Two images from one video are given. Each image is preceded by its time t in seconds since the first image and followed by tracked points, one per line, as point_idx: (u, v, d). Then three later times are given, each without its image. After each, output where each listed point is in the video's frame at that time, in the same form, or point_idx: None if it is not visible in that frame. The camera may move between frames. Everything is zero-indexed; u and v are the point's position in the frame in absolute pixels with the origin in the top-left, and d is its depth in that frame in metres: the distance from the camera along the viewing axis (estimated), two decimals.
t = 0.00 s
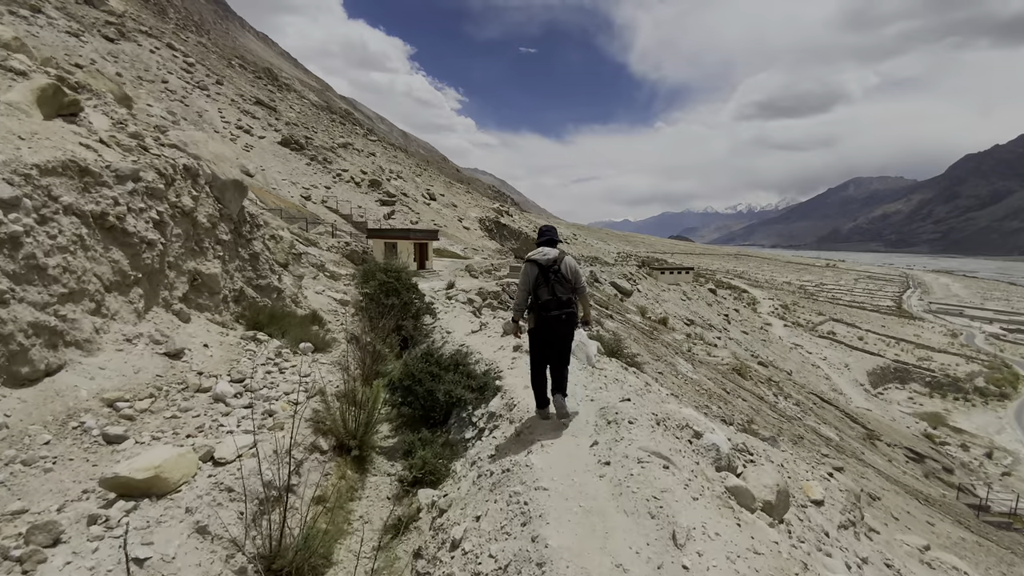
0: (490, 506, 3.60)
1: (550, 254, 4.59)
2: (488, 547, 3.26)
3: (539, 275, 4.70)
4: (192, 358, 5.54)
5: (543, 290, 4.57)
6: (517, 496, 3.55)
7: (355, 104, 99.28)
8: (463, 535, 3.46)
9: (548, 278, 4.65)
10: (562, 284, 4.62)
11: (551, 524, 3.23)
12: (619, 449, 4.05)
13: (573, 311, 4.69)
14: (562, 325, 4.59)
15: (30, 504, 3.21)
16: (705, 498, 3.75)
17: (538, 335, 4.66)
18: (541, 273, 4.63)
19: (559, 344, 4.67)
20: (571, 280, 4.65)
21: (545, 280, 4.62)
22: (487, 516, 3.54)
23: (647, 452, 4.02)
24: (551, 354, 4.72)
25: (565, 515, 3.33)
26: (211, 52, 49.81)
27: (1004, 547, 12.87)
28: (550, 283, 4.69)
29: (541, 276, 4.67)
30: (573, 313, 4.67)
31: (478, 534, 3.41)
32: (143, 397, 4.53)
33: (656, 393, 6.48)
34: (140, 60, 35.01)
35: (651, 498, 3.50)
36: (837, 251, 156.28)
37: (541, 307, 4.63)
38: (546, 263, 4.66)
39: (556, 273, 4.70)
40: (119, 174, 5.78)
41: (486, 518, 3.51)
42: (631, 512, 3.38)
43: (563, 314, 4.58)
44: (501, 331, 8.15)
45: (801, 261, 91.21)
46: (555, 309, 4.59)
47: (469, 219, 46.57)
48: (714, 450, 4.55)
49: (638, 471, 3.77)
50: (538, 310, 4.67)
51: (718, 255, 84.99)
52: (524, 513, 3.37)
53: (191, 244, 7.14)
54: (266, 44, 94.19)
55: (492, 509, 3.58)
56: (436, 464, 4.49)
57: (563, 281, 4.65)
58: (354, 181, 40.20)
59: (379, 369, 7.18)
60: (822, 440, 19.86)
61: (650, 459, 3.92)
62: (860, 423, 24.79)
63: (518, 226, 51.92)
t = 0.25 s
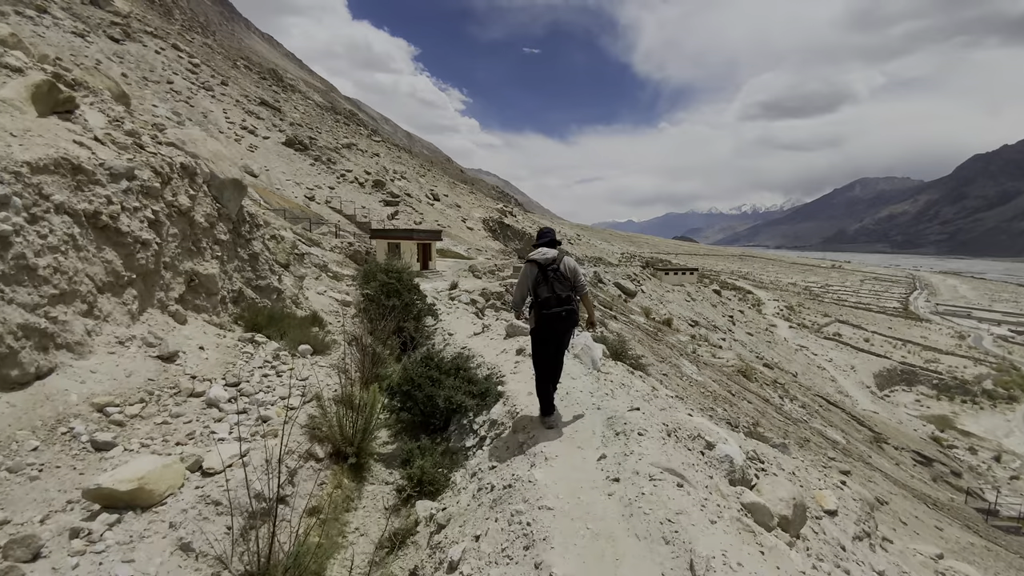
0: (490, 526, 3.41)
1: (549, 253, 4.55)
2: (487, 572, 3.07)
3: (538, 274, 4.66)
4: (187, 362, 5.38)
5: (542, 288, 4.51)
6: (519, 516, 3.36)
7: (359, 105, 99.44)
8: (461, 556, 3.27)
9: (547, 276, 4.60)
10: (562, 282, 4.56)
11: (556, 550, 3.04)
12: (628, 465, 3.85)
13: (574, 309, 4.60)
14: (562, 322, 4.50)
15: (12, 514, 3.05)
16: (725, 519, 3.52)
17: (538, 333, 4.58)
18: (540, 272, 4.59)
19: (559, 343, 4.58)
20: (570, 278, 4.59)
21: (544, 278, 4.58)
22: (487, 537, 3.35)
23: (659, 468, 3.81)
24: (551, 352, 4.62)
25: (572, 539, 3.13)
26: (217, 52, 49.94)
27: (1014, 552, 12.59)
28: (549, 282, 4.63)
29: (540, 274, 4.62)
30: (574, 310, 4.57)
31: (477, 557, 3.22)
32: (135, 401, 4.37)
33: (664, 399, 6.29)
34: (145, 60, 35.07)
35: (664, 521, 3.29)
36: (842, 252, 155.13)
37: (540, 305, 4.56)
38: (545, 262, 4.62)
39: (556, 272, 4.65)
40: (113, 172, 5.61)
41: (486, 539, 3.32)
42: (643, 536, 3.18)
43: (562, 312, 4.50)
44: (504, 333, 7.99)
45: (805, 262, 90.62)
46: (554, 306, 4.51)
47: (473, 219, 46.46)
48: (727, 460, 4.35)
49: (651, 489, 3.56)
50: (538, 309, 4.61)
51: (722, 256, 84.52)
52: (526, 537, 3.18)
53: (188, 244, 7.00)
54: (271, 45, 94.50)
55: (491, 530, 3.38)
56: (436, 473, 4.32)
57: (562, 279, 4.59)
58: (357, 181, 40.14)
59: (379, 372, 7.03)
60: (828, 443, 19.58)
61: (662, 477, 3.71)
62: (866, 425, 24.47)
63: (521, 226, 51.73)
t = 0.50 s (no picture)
0: (489, 546, 3.23)
1: (554, 257, 4.45)
2: None
3: (541, 277, 4.56)
4: (183, 365, 5.27)
5: (544, 292, 4.42)
6: (520, 537, 3.17)
7: (366, 105, 99.67)
8: None
9: (550, 281, 4.50)
10: (564, 287, 4.47)
11: None
12: (637, 481, 3.66)
13: (573, 314, 4.54)
14: (561, 327, 4.44)
15: None
16: (739, 542, 3.34)
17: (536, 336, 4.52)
18: (543, 275, 4.48)
19: (556, 346, 4.53)
20: (573, 285, 4.51)
21: (547, 282, 4.48)
22: (485, 557, 3.17)
23: (669, 485, 3.62)
24: (547, 355, 4.57)
25: (576, 564, 2.94)
26: (224, 54, 50.22)
27: None
28: (552, 286, 4.55)
29: (544, 277, 4.51)
30: (573, 316, 4.52)
31: None
32: (126, 407, 4.27)
33: (672, 404, 6.11)
34: (153, 62, 35.27)
35: (677, 544, 3.09)
36: (851, 251, 153.46)
37: (541, 308, 4.47)
38: (550, 266, 4.50)
39: (559, 277, 4.56)
40: (109, 172, 5.52)
41: (485, 560, 3.14)
42: (654, 561, 2.98)
43: (562, 317, 4.43)
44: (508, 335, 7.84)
45: (814, 261, 89.72)
46: (555, 310, 4.43)
47: (478, 219, 46.34)
48: (742, 473, 4.28)
49: (661, 509, 3.37)
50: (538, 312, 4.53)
51: (730, 256, 83.83)
52: (528, 560, 3.00)
53: (187, 244, 6.90)
54: (278, 47, 95.02)
55: (491, 549, 3.20)
56: (436, 483, 4.17)
57: (565, 285, 4.51)
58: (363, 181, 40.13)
59: (380, 375, 6.91)
60: (838, 445, 19.27)
61: (673, 495, 3.52)
62: (876, 427, 24.07)
63: (527, 226, 51.54)
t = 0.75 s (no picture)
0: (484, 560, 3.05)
1: (557, 247, 4.55)
2: None
3: (543, 267, 4.64)
4: (177, 363, 5.16)
5: (550, 281, 4.49)
6: (516, 552, 2.98)
7: (373, 106, 99.89)
8: None
9: (554, 270, 4.59)
10: (567, 276, 4.57)
11: None
12: (643, 491, 3.44)
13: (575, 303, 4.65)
14: (565, 316, 4.54)
15: None
16: (756, 558, 3.12)
17: (540, 324, 4.59)
18: (548, 264, 4.54)
19: (560, 335, 4.62)
20: (575, 274, 4.63)
21: (551, 271, 4.56)
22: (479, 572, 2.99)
23: (679, 496, 3.39)
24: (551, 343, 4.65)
25: None
26: (232, 55, 50.51)
27: None
28: (554, 275, 4.63)
29: (546, 267, 4.61)
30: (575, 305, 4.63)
31: None
32: (114, 408, 4.18)
33: (681, 407, 5.91)
34: (162, 63, 35.51)
35: (686, 562, 2.87)
36: (862, 250, 151.49)
37: (545, 297, 4.54)
38: (552, 256, 4.62)
39: (561, 266, 4.67)
40: (101, 166, 5.45)
41: None
42: None
43: (566, 305, 4.54)
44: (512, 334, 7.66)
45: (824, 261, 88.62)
46: (559, 299, 4.52)
47: (484, 218, 46.19)
48: (755, 480, 4.06)
49: (669, 523, 3.14)
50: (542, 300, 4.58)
51: (738, 255, 82.95)
52: None
53: (185, 242, 6.79)
54: (286, 49, 95.51)
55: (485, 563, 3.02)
56: (432, 488, 3.98)
57: (567, 274, 4.61)
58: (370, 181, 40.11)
59: (380, 374, 6.76)
60: (849, 447, 18.85)
61: (682, 508, 3.28)
62: (887, 429, 23.60)
63: (533, 226, 51.30)
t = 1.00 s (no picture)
0: None
1: (551, 257, 4.67)
2: None
3: (539, 276, 4.76)
4: (175, 367, 5.07)
5: (545, 290, 4.59)
6: None
7: (382, 107, 100.32)
8: None
9: (549, 279, 4.70)
10: (563, 285, 4.66)
11: None
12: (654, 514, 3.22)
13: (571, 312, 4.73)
14: (561, 324, 4.62)
15: None
16: None
17: (538, 333, 4.68)
18: (543, 273, 4.66)
19: (558, 343, 4.67)
20: (571, 283, 4.72)
21: (546, 280, 4.67)
22: None
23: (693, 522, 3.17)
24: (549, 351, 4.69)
25: None
26: (244, 58, 50.99)
27: None
28: (550, 285, 4.73)
29: (542, 277, 4.72)
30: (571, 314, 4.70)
31: None
32: (106, 415, 4.09)
33: (691, 413, 5.72)
34: (174, 66, 35.88)
35: None
36: (877, 248, 148.81)
37: (541, 306, 4.64)
38: (547, 266, 4.75)
39: (556, 276, 4.79)
40: (98, 167, 5.40)
41: None
42: None
43: (562, 314, 4.62)
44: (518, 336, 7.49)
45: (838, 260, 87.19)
46: (556, 307, 4.61)
47: (492, 219, 46.07)
48: (774, 496, 3.92)
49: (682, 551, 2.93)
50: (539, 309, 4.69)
51: (750, 254, 81.92)
52: None
53: (186, 244, 6.71)
54: (297, 51, 96.27)
55: None
56: (430, 501, 3.82)
57: (563, 283, 4.70)
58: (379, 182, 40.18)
59: (382, 378, 6.63)
60: (864, 449, 18.40)
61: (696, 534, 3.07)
62: (904, 431, 23.03)
63: (542, 225, 51.03)
